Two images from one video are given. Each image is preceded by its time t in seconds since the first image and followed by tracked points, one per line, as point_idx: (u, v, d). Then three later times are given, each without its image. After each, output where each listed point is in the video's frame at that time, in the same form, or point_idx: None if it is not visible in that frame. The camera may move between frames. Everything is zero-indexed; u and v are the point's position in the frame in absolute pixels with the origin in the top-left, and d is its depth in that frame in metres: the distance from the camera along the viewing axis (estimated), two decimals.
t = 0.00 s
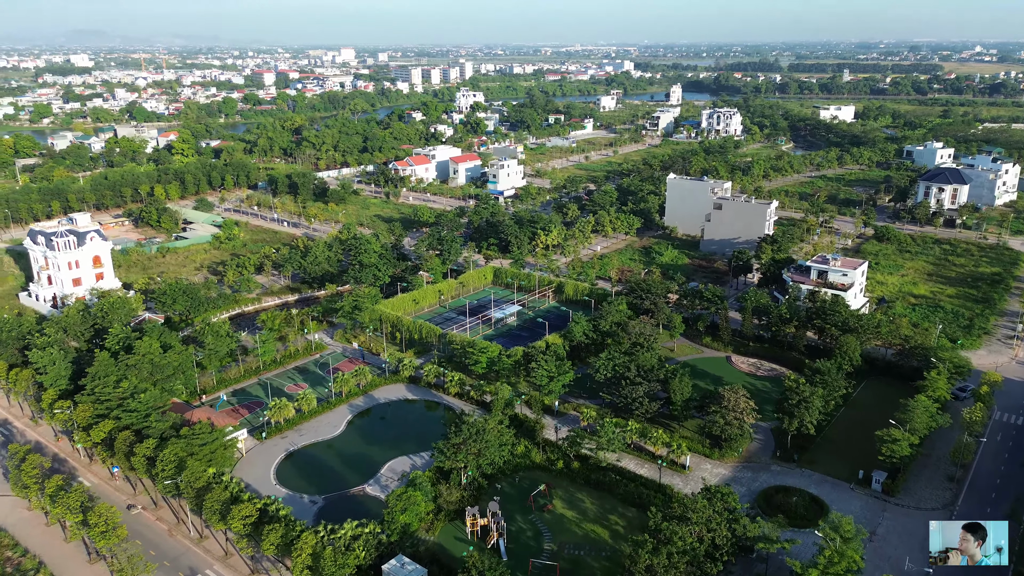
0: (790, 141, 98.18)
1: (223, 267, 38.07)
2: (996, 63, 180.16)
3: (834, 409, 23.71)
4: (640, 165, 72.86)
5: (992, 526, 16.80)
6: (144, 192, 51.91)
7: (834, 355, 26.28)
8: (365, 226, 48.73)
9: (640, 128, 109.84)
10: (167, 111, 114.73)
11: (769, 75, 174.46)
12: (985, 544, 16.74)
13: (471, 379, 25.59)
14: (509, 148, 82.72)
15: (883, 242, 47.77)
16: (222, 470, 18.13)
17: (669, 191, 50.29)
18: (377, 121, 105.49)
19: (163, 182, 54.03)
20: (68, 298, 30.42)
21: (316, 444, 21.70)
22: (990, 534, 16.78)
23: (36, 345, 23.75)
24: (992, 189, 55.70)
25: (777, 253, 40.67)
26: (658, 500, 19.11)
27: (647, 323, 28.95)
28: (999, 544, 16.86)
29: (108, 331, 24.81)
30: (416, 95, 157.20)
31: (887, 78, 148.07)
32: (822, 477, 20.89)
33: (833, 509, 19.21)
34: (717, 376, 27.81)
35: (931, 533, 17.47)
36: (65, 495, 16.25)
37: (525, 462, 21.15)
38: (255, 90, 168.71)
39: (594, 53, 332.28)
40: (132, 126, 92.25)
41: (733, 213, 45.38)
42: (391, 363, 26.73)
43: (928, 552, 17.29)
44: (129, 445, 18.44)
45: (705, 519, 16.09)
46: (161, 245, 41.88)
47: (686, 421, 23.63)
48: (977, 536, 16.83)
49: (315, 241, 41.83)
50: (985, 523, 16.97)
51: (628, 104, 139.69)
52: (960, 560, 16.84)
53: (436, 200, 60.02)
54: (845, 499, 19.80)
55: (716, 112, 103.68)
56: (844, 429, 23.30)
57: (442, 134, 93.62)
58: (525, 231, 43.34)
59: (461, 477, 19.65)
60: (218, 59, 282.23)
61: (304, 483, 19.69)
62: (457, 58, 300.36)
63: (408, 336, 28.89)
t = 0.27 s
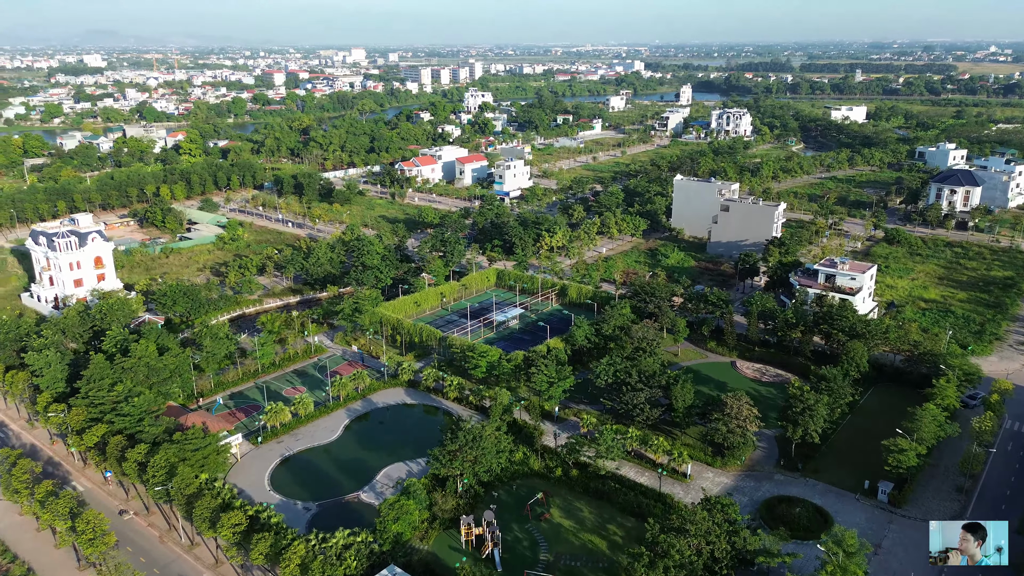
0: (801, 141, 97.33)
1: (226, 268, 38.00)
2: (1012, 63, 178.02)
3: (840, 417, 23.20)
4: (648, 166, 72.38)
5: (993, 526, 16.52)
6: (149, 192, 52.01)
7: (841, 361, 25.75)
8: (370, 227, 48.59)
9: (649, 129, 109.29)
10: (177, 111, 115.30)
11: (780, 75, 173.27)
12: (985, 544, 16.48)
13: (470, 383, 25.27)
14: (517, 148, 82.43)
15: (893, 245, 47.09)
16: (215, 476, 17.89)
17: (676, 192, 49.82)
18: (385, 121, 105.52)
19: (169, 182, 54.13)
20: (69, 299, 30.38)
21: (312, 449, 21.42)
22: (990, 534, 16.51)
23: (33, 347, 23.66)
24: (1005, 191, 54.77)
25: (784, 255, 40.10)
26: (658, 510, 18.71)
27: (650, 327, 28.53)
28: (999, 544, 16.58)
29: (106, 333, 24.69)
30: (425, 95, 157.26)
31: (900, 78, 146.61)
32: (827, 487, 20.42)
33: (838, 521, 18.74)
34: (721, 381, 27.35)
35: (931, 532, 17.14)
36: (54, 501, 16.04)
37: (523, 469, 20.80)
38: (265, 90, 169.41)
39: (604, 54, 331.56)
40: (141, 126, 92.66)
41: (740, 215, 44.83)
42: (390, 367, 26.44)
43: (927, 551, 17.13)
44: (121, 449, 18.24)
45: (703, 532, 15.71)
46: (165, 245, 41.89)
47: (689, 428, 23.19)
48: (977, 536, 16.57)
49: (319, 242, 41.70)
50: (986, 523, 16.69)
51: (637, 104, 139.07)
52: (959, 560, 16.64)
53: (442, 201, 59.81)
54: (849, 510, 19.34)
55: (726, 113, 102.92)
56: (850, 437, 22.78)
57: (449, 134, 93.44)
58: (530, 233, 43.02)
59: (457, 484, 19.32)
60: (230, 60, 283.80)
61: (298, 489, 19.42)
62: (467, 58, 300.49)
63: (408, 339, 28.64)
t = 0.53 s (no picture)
0: (810, 142, 96.55)
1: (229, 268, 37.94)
2: None
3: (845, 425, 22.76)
4: (655, 167, 71.95)
5: (993, 527, 16.66)
6: (154, 192, 52.09)
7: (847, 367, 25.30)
8: (374, 228, 48.44)
9: (657, 129, 108.76)
10: (185, 111, 115.75)
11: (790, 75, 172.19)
12: (985, 544, 16.54)
13: (470, 387, 25.04)
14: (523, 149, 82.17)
15: (902, 247, 46.49)
16: (208, 481, 17.72)
17: (682, 193, 49.39)
18: (392, 121, 105.50)
19: (175, 182, 54.22)
20: (70, 300, 30.36)
21: (309, 453, 21.20)
22: (990, 534, 16.64)
23: (31, 349, 23.59)
24: (1017, 193, 53.78)
25: (791, 258, 39.61)
26: (657, 519, 18.38)
27: (653, 331, 28.18)
28: (998, 545, 16.73)
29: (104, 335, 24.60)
30: (432, 95, 157.24)
31: (911, 78, 145.25)
32: (830, 495, 20.05)
33: (841, 532, 18.36)
34: (725, 387, 26.97)
35: (932, 533, 17.20)
36: (45, 506, 15.91)
37: (521, 475, 20.51)
38: (274, 90, 169.87)
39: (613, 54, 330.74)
40: (149, 126, 92.99)
41: (746, 217, 44.34)
42: (390, 370, 26.20)
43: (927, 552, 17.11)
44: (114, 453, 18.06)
45: (702, 543, 15.39)
46: (169, 245, 41.91)
47: (690, 434, 22.82)
48: (977, 536, 16.64)
49: (322, 243, 41.59)
50: (985, 524, 16.84)
51: (645, 104, 138.50)
52: (959, 560, 16.66)
53: (447, 201, 59.65)
54: (853, 520, 18.93)
55: (734, 113, 102.23)
56: (856, 445, 22.36)
57: (456, 134, 93.23)
58: (534, 234, 42.75)
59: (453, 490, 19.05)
60: (240, 60, 284.96)
61: (293, 494, 19.20)
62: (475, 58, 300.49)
63: (409, 342, 28.41)
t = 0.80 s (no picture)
0: (819, 143, 95.67)
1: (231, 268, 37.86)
2: None
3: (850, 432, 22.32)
4: (662, 167, 71.40)
5: (992, 526, 17.16)
6: (159, 192, 52.11)
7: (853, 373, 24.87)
8: (377, 228, 48.26)
9: (665, 129, 108.12)
10: (193, 111, 116.04)
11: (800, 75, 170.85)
12: (985, 544, 16.99)
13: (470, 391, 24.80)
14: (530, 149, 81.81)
15: (911, 250, 45.89)
16: (201, 486, 17.54)
17: (688, 194, 48.94)
18: (399, 121, 105.40)
19: (180, 182, 54.23)
20: (71, 301, 30.30)
21: (305, 458, 20.97)
22: (990, 533, 17.10)
23: (29, 350, 23.54)
24: None
25: (798, 260, 39.13)
26: (657, 528, 18.03)
27: (655, 334, 27.83)
28: (999, 546, 17.09)
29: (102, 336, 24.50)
30: (439, 95, 157.06)
31: (923, 78, 143.74)
32: (834, 504, 19.64)
33: (844, 542, 17.96)
34: (728, 392, 26.58)
35: (932, 534, 17.64)
36: (35, 510, 15.76)
37: (519, 482, 20.20)
38: (282, 90, 170.26)
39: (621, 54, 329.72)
40: (156, 125, 93.20)
41: (753, 219, 43.86)
42: (389, 373, 25.97)
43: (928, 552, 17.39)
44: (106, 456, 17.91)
45: (700, 554, 15.07)
46: (172, 246, 41.88)
47: (692, 441, 22.43)
48: (977, 536, 17.10)
49: (324, 243, 41.45)
50: (985, 525, 17.33)
51: (653, 104, 137.78)
52: (960, 560, 17.04)
53: (452, 202, 59.43)
54: (858, 530, 18.52)
55: (743, 113, 101.45)
56: (861, 453, 21.91)
57: (462, 134, 93.00)
58: (538, 235, 42.45)
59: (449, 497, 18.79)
60: (249, 60, 285.93)
61: (288, 499, 18.99)
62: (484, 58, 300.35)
63: (409, 344, 28.19)
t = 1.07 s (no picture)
0: (830, 143, 94.68)
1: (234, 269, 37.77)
2: None
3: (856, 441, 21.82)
4: (670, 168, 70.80)
5: (993, 526, 16.94)
6: (165, 192, 52.18)
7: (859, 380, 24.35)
8: (382, 229, 48.08)
9: (674, 129, 107.42)
10: (203, 111, 116.52)
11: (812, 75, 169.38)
12: (985, 544, 16.93)
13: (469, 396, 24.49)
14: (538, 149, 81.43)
15: (922, 252, 45.17)
16: (193, 492, 17.30)
17: (695, 195, 48.43)
18: (407, 121, 105.34)
19: (186, 182, 54.30)
20: (73, 301, 30.27)
21: (300, 463, 20.73)
22: (990, 534, 16.94)
23: (26, 351, 23.47)
24: None
25: (805, 264, 38.54)
26: (655, 540, 17.65)
27: (658, 339, 27.42)
28: (999, 545, 16.96)
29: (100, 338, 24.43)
30: (448, 95, 156.95)
31: (937, 78, 142.04)
32: (838, 515, 19.18)
33: (848, 556, 17.50)
34: (732, 398, 26.12)
35: (931, 533, 17.43)
36: (22, 517, 15.58)
37: (516, 489, 19.86)
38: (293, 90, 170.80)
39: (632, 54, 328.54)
40: (166, 125, 93.57)
41: (760, 220, 43.31)
42: (387, 377, 25.70)
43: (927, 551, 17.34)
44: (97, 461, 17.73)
45: (698, 569, 14.69)
46: (176, 246, 41.88)
47: (693, 449, 22.01)
48: (977, 536, 17.06)
49: (328, 244, 41.30)
50: (985, 524, 17.21)
51: (663, 104, 137.01)
52: (959, 560, 17.00)
53: (458, 202, 59.19)
54: (862, 542, 18.06)
55: (753, 114, 100.56)
56: (866, 463, 21.42)
57: (470, 134, 92.76)
58: (542, 237, 42.12)
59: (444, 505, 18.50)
60: (261, 60, 287.05)
61: (281, 506, 18.76)
62: (494, 58, 300.18)
63: (409, 347, 27.92)
